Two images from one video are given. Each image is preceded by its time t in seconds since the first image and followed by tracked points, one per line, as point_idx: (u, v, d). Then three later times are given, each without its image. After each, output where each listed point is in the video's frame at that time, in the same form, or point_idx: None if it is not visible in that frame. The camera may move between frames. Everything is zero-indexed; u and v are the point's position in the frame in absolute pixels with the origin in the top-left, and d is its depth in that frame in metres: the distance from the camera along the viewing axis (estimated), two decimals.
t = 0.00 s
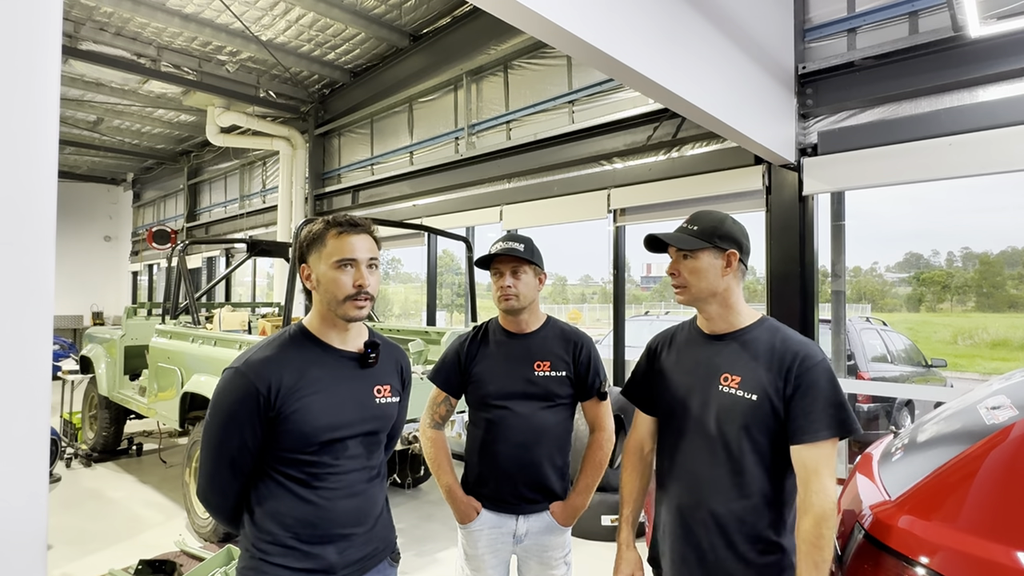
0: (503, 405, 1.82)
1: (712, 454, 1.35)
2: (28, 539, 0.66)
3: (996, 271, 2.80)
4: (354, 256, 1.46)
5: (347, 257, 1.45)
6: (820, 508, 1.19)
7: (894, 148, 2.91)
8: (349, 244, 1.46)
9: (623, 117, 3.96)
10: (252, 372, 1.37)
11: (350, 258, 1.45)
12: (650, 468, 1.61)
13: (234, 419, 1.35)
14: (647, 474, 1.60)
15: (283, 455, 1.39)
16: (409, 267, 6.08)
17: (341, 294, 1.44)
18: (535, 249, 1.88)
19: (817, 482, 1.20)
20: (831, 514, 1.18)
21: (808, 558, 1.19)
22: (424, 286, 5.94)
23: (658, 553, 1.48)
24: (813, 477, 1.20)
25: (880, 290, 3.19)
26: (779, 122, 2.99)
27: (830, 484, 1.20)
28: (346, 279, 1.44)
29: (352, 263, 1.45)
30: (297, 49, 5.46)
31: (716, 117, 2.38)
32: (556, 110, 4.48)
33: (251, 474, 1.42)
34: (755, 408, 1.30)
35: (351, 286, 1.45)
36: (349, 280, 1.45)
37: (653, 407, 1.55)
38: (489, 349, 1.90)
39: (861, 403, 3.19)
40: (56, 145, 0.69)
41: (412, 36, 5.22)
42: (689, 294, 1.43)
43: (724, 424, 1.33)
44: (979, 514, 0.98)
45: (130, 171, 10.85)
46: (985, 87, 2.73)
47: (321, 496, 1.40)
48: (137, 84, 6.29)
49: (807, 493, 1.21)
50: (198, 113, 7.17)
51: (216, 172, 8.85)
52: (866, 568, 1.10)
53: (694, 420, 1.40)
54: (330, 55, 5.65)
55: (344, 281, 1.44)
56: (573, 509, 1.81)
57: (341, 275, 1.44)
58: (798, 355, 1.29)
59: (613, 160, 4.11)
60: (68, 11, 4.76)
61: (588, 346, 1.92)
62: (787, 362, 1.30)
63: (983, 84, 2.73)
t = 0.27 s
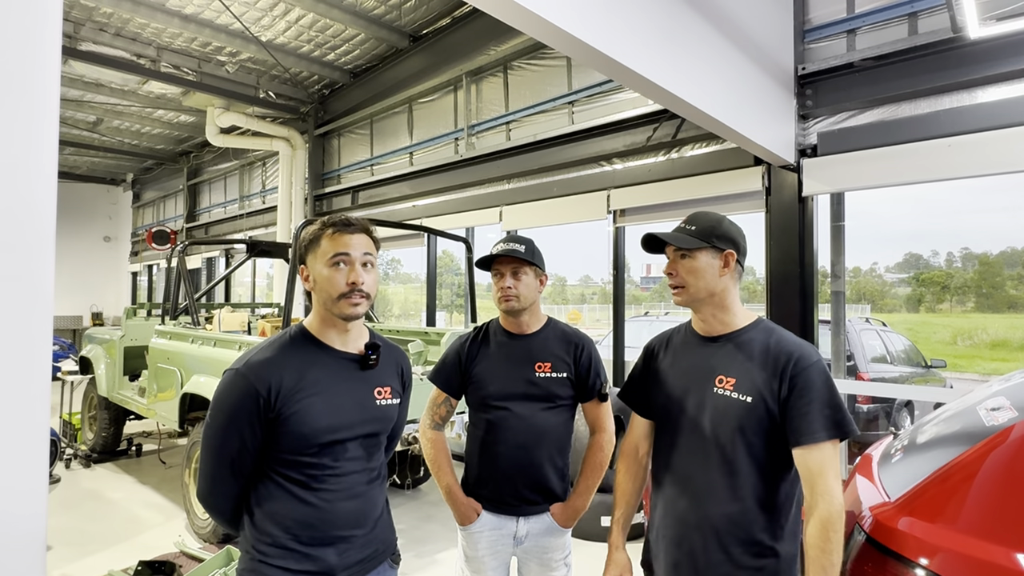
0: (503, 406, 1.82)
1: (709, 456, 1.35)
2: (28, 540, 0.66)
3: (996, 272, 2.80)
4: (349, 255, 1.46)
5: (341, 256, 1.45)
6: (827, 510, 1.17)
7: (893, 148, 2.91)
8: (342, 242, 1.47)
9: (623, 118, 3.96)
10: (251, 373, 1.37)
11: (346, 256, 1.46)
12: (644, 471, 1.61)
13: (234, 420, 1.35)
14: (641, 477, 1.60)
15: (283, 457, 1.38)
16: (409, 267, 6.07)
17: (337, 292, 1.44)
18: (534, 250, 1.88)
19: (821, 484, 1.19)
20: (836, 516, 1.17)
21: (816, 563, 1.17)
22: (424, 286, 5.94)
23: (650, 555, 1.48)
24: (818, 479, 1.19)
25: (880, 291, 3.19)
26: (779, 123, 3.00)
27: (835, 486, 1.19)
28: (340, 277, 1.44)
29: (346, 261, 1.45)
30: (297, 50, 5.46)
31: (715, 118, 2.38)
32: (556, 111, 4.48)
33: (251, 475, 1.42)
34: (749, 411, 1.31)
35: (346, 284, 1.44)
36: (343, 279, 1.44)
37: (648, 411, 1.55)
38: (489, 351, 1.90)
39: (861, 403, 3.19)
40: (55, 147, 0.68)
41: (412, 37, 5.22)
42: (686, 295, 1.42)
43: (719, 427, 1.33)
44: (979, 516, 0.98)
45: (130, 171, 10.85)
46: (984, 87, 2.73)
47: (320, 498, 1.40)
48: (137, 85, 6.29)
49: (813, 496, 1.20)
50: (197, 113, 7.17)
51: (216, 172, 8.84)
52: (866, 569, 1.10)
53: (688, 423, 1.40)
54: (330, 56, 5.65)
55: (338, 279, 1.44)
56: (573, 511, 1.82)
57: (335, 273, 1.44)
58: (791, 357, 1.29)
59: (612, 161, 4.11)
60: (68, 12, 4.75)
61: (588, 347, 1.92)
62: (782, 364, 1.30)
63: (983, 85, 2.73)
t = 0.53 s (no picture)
0: (503, 407, 1.82)
1: (707, 458, 1.35)
2: (25, 539, 0.66)
3: (994, 273, 2.80)
4: (343, 255, 1.46)
5: (332, 257, 1.46)
6: (801, 506, 1.16)
7: (892, 149, 2.91)
8: (332, 243, 1.47)
9: (622, 119, 3.96)
10: (250, 374, 1.36)
11: (340, 256, 1.46)
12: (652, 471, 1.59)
13: (233, 421, 1.34)
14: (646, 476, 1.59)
15: (282, 457, 1.38)
16: (408, 267, 6.07)
17: (331, 292, 1.44)
18: (533, 250, 1.88)
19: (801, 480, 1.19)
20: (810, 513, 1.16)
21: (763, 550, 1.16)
22: (423, 287, 5.93)
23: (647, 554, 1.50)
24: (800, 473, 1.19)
25: (879, 291, 3.19)
26: (778, 123, 3.00)
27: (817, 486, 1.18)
28: (334, 277, 1.44)
29: (340, 261, 1.46)
30: (296, 50, 5.46)
31: (714, 118, 2.38)
32: (555, 111, 4.48)
33: (251, 476, 1.42)
34: (748, 413, 1.30)
35: (340, 284, 1.44)
36: (337, 279, 1.44)
37: (650, 413, 1.56)
38: (489, 351, 1.90)
39: (860, 404, 3.20)
40: (53, 145, 0.68)
41: (411, 37, 5.22)
42: (683, 298, 1.43)
43: (717, 429, 1.33)
44: (977, 517, 0.98)
45: (129, 172, 10.84)
46: (983, 88, 2.74)
47: (320, 499, 1.40)
48: (136, 85, 6.28)
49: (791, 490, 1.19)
50: (196, 114, 7.17)
51: (215, 173, 8.84)
52: (864, 569, 1.10)
53: (687, 424, 1.40)
54: (330, 56, 5.65)
55: (332, 278, 1.44)
56: (573, 511, 1.82)
57: (329, 273, 1.44)
58: (790, 359, 1.29)
59: (611, 162, 4.11)
60: (67, 12, 4.76)
61: (588, 348, 1.92)
62: (780, 366, 1.30)
63: (982, 86, 2.74)
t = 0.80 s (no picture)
0: (502, 407, 1.82)
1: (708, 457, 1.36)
2: (25, 539, 0.66)
3: (992, 273, 2.81)
4: (353, 257, 1.46)
5: (341, 258, 1.45)
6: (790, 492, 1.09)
7: (890, 150, 2.92)
8: (340, 245, 1.46)
9: (621, 119, 3.96)
10: (251, 375, 1.36)
11: (350, 258, 1.46)
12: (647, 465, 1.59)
13: (233, 422, 1.34)
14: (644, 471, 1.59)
15: (282, 458, 1.38)
16: (407, 268, 6.07)
17: (341, 293, 1.44)
18: (532, 251, 1.88)
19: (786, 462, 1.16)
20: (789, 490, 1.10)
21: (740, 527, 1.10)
22: (422, 288, 5.93)
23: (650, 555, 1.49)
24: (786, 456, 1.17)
25: (877, 292, 3.19)
26: (777, 124, 3.00)
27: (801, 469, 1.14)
28: (345, 279, 1.44)
29: (350, 263, 1.46)
30: (295, 50, 5.45)
31: (713, 119, 2.39)
32: (554, 112, 4.48)
33: (251, 477, 1.41)
34: (747, 413, 1.30)
35: (351, 285, 1.44)
36: (348, 280, 1.44)
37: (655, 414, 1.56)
38: (489, 352, 1.90)
39: (858, 405, 3.20)
40: (53, 145, 0.68)
41: (411, 38, 5.22)
42: (686, 302, 1.43)
43: (718, 429, 1.34)
44: (977, 517, 0.98)
45: (127, 172, 10.83)
46: (981, 89, 2.74)
47: (320, 499, 1.40)
48: (135, 85, 6.28)
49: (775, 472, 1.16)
50: (195, 114, 7.17)
51: (214, 173, 8.83)
52: (864, 570, 1.10)
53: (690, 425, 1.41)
54: (329, 57, 5.65)
55: (343, 280, 1.44)
56: (572, 512, 1.82)
57: (339, 274, 1.44)
58: (788, 357, 1.29)
59: (610, 162, 4.12)
60: (65, 12, 4.75)
61: (587, 348, 1.93)
62: (777, 365, 1.29)
63: (979, 87, 2.75)
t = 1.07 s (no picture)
0: (501, 408, 1.82)
1: (711, 455, 1.35)
2: (22, 539, 0.65)
3: (990, 274, 2.81)
4: (364, 259, 1.46)
5: (355, 261, 1.44)
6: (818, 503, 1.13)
7: (888, 151, 2.92)
8: (354, 248, 1.46)
9: (620, 120, 3.96)
10: (249, 375, 1.35)
11: (362, 260, 1.45)
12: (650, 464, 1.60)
13: (231, 423, 1.33)
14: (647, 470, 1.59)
15: (281, 458, 1.38)
16: (406, 269, 6.07)
17: (352, 294, 1.43)
18: (531, 251, 1.88)
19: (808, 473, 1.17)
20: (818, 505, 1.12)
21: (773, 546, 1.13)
22: (420, 288, 5.93)
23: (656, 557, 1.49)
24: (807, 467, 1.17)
25: (875, 292, 3.19)
26: (775, 125, 3.01)
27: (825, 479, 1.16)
28: (357, 280, 1.44)
29: (362, 265, 1.45)
30: (294, 51, 5.45)
31: (712, 119, 2.39)
32: (552, 112, 4.48)
33: (249, 479, 1.41)
34: (750, 411, 1.30)
35: (363, 287, 1.45)
36: (360, 283, 1.44)
37: (655, 412, 1.56)
38: (488, 351, 1.90)
39: (856, 405, 3.20)
40: (50, 144, 0.68)
41: (409, 38, 5.22)
42: (689, 296, 1.43)
43: (720, 428, 1.34)
44: (976, 516, 0.98)
45: (125, 172, 10.81)
46: (979, 90, 2.75)
47: (319, 499, 1.39)
48: (132, 85, 6.27)
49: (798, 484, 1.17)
50: (193, 114, 7.15)
51: (212, 173, 8.81)
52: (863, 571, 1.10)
53: (691, 424, 1.40)
54: (327, 57, 5.65)
55: (356, 282, 1.44)
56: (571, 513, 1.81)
57: (352, 276, 1.43)
58: (792, 356, 1.29)
59: (609, 163, 4.11)
60: (63, 12, 4.74)
61: (587, 349, 1.92)
62: (781, 363, 1.29)
63: (977, 88, 2.76)
